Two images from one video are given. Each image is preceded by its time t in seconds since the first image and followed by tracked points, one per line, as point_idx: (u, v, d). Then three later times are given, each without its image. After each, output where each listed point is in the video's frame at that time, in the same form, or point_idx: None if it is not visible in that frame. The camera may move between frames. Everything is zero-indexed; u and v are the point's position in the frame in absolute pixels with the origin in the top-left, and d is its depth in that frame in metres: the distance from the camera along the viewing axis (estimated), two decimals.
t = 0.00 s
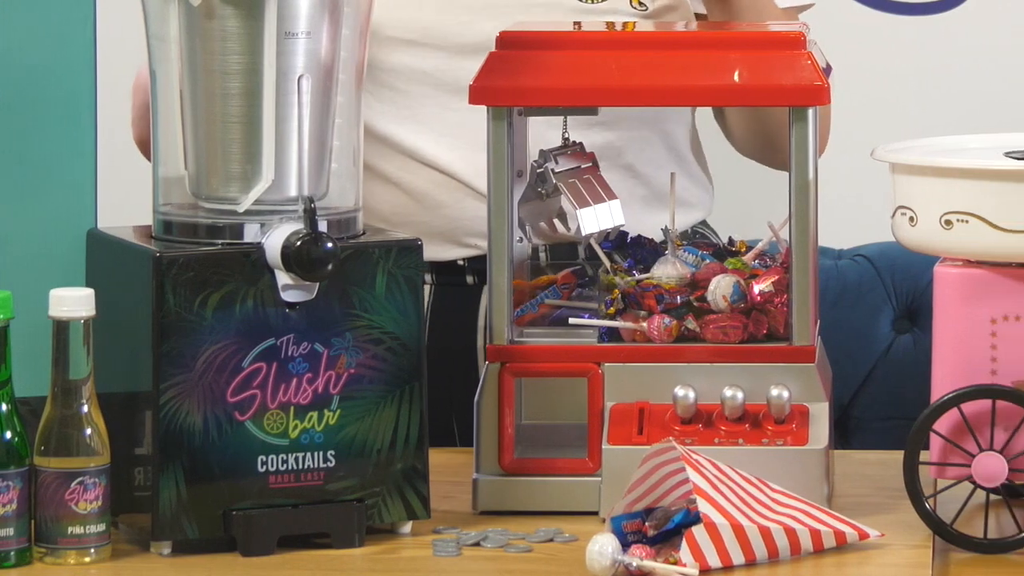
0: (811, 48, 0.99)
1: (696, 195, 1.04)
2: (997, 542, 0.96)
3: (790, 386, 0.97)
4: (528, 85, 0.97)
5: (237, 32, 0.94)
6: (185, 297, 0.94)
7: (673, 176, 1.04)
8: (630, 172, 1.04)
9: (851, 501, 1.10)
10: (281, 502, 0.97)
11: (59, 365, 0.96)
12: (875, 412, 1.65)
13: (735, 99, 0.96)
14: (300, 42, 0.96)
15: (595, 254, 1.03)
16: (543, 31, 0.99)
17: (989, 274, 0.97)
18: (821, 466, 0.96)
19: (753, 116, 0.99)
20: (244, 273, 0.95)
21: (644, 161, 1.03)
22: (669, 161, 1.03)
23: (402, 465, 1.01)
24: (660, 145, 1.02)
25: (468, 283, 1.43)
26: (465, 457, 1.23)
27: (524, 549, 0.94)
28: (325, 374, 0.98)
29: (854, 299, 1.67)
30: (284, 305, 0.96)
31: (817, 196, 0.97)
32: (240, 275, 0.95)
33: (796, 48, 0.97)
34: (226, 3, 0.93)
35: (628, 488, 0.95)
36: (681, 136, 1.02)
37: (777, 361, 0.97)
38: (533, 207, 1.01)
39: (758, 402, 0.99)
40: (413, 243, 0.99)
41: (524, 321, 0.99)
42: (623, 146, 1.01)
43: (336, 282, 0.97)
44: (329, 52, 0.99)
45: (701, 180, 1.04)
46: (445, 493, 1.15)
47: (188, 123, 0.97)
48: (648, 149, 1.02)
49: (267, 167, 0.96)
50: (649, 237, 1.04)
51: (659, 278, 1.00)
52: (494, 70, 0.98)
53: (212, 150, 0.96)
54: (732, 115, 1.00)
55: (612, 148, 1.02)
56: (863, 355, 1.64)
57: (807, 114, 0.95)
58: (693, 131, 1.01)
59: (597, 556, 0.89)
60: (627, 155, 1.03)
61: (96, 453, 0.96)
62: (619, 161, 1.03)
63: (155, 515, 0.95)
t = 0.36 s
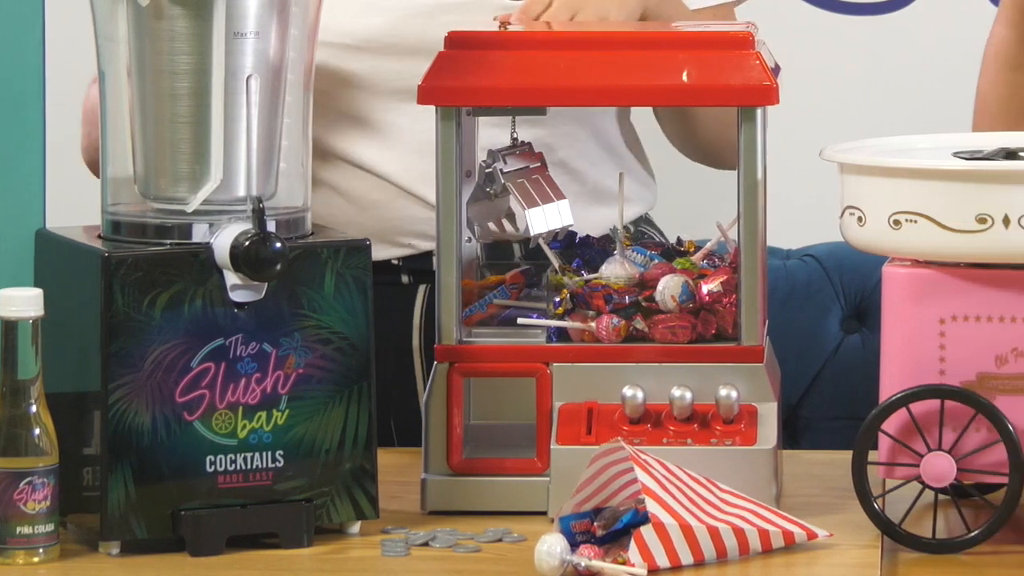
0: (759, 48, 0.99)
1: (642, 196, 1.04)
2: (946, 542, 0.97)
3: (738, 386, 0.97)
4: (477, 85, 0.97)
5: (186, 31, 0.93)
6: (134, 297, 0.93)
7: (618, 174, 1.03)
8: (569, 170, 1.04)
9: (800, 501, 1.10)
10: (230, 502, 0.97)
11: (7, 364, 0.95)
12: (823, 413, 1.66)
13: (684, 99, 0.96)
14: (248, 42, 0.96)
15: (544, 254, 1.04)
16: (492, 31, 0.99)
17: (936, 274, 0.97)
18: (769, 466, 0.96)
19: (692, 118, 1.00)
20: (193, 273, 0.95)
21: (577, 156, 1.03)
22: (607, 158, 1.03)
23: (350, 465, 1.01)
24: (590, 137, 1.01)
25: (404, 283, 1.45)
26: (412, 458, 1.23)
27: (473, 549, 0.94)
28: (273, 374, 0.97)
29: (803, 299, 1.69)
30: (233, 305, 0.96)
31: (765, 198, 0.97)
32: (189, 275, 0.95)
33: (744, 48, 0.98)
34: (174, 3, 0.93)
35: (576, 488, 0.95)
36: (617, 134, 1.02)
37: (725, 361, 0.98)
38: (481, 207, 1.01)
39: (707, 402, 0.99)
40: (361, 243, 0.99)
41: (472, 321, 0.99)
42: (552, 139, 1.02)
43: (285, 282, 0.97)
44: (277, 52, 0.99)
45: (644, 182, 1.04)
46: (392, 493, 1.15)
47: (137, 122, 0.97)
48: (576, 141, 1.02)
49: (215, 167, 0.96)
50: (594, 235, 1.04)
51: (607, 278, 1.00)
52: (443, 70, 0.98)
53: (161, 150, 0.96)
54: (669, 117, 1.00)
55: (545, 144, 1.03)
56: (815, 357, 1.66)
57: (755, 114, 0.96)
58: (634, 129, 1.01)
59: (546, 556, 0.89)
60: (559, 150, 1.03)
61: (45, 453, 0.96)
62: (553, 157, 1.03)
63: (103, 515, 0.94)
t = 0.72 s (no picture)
0: (706, 48, 0.99)
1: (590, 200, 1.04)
2: (893, 541, 0.97)
3: (686, 386, 0.97)
4: (423, 85, 0.97)
5: (132, 31, 0.93)
6: (80, 296, 0.93)
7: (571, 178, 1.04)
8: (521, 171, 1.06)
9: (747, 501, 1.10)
10: (176, 502, 0.97)
11: None
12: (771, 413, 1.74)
13: (630, 98, 0.96)
14: (195, 42, 0.96)
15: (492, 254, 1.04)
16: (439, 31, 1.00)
17: (883, 274, 0.97)
18: (716, 466, 0.96)
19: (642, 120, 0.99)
20: (140, 273, 0.94)
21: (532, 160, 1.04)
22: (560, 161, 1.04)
23: (297, 466, 1.00)
24: (551, 144, 1.02)
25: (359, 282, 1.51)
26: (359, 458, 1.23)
27: (419, 549, 0.94)
28: (220, 374, 0.97)
29: (750, 300, 1.77)
30: (179, 305, 0.96)
31: (713, 199, 0.98)
32: (135, 276, 0.94)
33: (691, 48, 0.98)
34: (121, 3, 0.93)
35: (522, 489, 0.95)
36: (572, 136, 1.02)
37: (671, 361, 0.98)
38: (428, 207, 1.01)
39: (654, 402, 0.99)
40: (308, 243, 0.99)
41: (419, 321, 0.99)
42: (514, 145, 1.03)
43: (231, 282, 0.97)
44: (224, 52, 0.99)
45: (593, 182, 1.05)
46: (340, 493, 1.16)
47: (83, 122, 0.97)
48: (535, 148, 1.03)
49: (162, 167, 0.96)
50: (544, 237, 1.04)
51: (554, 278, 1.00)
52: (390, 70, 0.98)
53: (108, 149, 0.96)
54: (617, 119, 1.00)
55: (503, 148, 1.04)
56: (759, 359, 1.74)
57: (702, 114, 0.95)
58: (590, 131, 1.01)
59: (492, 556, 0.89)
60: (518, 154, 1.04)
61: None
62: (510, 160, 1.05)
63: (50, 515, 0.94)
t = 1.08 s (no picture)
0: (652, 48, 1.00)
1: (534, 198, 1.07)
2: (839, 541, 0.97)
3: (631, 386, 0.97)
4: (369, 85, 0.97)
5: (79, 31, 0.93)
6: (27, 296, 0.93)
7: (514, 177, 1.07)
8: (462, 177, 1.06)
9: (692, 502, 1.10)
10: (122, 502, 0.97)
11: None
12: (714, 412, 1.78)
13: (576, 98, 0.96)
14: (141, 42, 0.96)
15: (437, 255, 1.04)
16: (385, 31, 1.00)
17: (828, 274, 0.98)
18: (662, 466, 0.96)
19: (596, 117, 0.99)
20: (85, 273, 0.94)
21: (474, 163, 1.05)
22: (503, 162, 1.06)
23: (244, 465, 1.00)
24: (491, 147, 1.05)
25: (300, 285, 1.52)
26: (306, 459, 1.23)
27: (365, 549, 0.94)
28: (166, 374, 0.97)
29: (695, 300, 1.77)
30: (126, 305, 0.95)
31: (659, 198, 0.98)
32: (81, 276, 0.94)
33: (637, 48, 0.98)
34: (68, 3, 0.93)
35: (468, 488, 0.95)
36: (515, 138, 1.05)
37: (617, 361, 0.97)
38: (374, 206, 1.00)
39: (600, 402, 0.99)
40: (254, 243, 0.99)
41: (365, 322, 0.99)
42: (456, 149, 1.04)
43: (177, 282, 0.97)
44: (171, 52, 0.99)
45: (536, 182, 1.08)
46: (287, 493, 1.16)
47: (30, 121, 0.97)
48: (477, 151, 1.05)
49: (108, 166, 0.96)
50: (492, 237, 1.04)
51: (500, 278, 1.00)
52: (337, 70, 0.98)
53: (54, 149, 0.96)
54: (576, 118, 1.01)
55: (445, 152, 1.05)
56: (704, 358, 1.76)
57: (648, 114, 0.96)
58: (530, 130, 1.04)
59: (439, 556, 0.89)
60: (459, 158, 1.05)
61: None
62: (451, 165, 1.05)
63: None
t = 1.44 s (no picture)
0: (598, 48, 1.00)
1: (479, 195, 1.07)
2: (785, 542, 0.97)
3: (577, 386, 0.97)
4: (315, 85, 0.96)
5: (25, 31, 0.94)
6: None
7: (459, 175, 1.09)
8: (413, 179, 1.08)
9: (638, 502, 1.10)
10: (68, 503, 0.96)
11: None
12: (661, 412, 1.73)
13: (521, 99, 0.96)
14: (87, 42, 0.96)
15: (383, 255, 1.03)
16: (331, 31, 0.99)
17: (774, 274, 0.98)
18: (607, 466, 0.97)
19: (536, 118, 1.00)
20: (30, 272, 0.93)
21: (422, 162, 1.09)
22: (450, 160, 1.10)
23: (189, 466, 1.00)
24: (436, 145, 1.09)
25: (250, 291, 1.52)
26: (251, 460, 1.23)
27: (311, 549, 0.94)
28: (112, 374, 0.97)
29: (641, 301, 1.71)
30: (71, 305, 0.95)
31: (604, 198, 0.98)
32: (26, 275, 0.93)
33: (583, 49, 0.98)
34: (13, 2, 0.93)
35: (413, 488, 0.95)
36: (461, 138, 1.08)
37: (563, 360, 0.98)
38: (320, 207, 1.00)
39: (546, 402, 0.99)
40: (200, 242, 0.99)
41: (311, 321, 0.99)
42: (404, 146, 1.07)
43: (123, 282, 0.96)
44: (117, 52, 0.99)
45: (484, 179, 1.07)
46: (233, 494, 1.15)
47: None
48: (424, 149, 1.09)
49: (54, 167, 0.95)
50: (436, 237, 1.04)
51: (445, 277, 1.00)
52: (282, 70, 0.98)
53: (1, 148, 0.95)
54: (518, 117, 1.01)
55: (394, 152, 1.07)
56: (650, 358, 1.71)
57: (594, 114, 0.96)
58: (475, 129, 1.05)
59: (385, 555, 0.89)
60: (408, 157, 1.08)
61: None
62: (402, 164, 1.08)
63: None
